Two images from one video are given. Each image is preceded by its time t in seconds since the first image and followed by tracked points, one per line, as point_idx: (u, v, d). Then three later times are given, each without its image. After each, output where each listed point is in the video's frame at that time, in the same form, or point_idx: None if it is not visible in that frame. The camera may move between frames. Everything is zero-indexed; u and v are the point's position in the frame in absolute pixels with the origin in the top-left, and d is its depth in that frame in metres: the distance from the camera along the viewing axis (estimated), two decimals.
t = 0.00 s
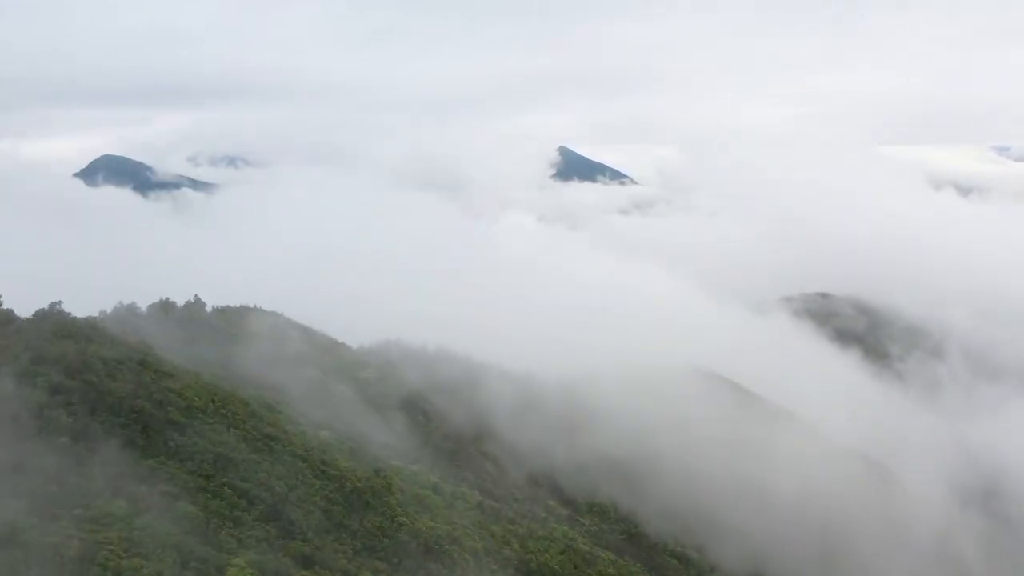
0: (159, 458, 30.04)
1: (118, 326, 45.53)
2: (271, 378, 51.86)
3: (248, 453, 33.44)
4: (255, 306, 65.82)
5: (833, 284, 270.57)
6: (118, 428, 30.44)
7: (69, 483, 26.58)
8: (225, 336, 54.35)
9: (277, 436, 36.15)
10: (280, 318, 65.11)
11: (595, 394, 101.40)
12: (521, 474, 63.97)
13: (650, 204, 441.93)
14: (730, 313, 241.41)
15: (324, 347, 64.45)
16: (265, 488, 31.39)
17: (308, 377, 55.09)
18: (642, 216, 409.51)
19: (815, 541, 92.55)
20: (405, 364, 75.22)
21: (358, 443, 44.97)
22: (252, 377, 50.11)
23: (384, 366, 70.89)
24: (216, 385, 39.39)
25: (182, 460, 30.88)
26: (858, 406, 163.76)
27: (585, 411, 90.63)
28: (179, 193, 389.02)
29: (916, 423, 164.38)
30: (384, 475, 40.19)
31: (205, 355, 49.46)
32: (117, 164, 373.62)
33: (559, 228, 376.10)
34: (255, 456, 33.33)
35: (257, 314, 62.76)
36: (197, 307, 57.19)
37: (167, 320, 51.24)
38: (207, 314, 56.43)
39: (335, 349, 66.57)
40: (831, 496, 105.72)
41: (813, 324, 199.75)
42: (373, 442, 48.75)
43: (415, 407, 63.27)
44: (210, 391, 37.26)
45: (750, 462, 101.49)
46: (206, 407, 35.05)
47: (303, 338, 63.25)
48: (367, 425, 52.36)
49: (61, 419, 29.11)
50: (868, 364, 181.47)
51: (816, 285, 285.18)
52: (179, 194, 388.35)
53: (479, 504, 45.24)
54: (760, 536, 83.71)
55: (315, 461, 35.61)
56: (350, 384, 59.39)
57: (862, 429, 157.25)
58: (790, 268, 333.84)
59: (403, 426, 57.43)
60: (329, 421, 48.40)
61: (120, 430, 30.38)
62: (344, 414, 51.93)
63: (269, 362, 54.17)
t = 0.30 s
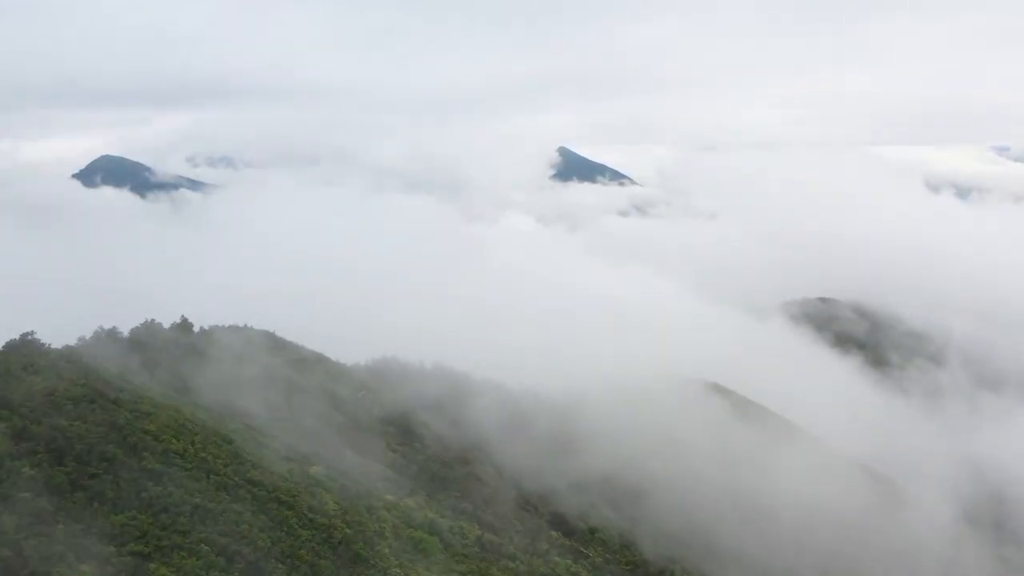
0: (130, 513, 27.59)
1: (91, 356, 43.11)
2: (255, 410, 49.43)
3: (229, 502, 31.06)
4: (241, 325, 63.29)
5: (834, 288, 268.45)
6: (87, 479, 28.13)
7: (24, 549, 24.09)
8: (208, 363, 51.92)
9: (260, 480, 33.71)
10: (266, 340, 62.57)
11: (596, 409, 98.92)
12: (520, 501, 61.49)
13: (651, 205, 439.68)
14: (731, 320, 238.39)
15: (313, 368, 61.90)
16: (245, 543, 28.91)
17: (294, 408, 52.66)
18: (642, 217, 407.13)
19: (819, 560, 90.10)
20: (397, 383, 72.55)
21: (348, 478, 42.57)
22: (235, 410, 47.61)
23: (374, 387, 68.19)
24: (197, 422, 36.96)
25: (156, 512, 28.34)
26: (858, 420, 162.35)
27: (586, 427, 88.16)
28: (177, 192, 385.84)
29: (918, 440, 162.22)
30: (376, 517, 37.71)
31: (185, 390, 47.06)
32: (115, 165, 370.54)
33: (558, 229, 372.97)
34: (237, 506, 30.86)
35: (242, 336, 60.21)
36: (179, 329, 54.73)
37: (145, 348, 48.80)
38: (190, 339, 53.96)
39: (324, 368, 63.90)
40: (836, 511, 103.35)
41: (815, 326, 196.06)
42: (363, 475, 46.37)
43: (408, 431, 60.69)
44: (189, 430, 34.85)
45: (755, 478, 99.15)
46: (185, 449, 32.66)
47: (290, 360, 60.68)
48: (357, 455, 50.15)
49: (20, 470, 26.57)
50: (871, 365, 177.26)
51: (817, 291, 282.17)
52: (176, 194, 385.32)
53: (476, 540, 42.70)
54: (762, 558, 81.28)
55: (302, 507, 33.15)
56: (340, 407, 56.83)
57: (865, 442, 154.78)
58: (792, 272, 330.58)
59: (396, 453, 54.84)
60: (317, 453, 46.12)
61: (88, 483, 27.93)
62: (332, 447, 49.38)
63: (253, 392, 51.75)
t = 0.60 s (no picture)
0: None
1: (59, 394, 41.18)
2: (239, 445, 47.52)
3: (206, 560, 28.88)
4: (223, 350, 61.76)
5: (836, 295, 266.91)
6: (51, 539, 26.11)
7: None
8: (186, 398, 49.90)
9: (242, 532, 31.48)
10: (249, 365, 60.90)
11: (594, 424, 97.07)
12: (518, 532, 59.31)
13: (651, 206, 437.64)
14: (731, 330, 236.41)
15: (297, 394, 60.03)
16: None
17: (280, 439, 50.63)
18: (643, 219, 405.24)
19: None
20: (389, 406, 70.74)
21: (336, 518, 40.47)
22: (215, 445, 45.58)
23: (365, 410, 66.31)
24: (172, 464, 34.89)
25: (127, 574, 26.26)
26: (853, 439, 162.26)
27: (584, 445, 86.29)
28: (176, 192, 384.84)
29: (919, 450, 159.58)
30: (368, 564, 35.50)
31: (167, 423, 45.27)
32: (114, 165, 369.57)
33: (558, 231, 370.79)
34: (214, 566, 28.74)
35: (223, 364, 58.61)
36: (156, 358, 53.01)
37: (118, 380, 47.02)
38: (167, 369, 52.25)
39: (312, 393, 62.23)
40: (839, 528, 101.31)
41: (814, 332, 194.21)
42: (353, 513, 44.36)
43: (400, 457, 58.64)
44: (167, 475, 32.82)
45: (757, 495, 97.11)
46: (161, 498, 30.56)
47: (275, 387, 58.96)
48: (346, 491, 48.36)
49: None
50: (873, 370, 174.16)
51: (819, 297, 279.95)
52: (175, 194, 383.75)
53: None
54: None
55: (286, 563, 30.99)
56: (329, 435, 54.87)
57: (867, 458, 152.70)
58: (793, 278, 328.15)
59: (389, 483, 52.67)
60: (304, 488, 44.28)
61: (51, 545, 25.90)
62: (319, 484, 47.32)
63: (233, 426, 49.77)
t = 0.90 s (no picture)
0: None
1: (43, 423, 41.49)
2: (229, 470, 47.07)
3: None
4: (216, 368, 61.14)
5: (837, 299, 264.51)
6: None
7: None
8: (179, 417, 49.95)
9: None
10: (237, 385, 59.91)
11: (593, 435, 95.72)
12: (512, 560, 57.09)
13: (651, 206, 435.32)
14: (729, 336, 235.01)
15: (289, 415, 59.45)
16: None
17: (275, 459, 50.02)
18: (642, 220, 402.94)
19: None
20: (381, 427, 69.23)
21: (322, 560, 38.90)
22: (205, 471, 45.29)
23: (355, 430, 64.93)
24: (149, 506, 35.00)
25: None
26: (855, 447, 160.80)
27: (582, 456, 84.22)
28: (173, 193, 383.30)
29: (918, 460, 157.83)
30: None
31: (158, 454, 44.98)
32: (111, 166, 367.88)
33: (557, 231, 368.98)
34: None
35: (215, 384, 57.98)
36: (150, 377, 53.18)
37: (109, 403, 47.09)
38: (160, 389, 52.26)
39: (301, 415, 60.87)
40: (840, 545, 99.21)
41: (813, 338, 192.05)
42: (338, 552, 42.65)
43: (391, 481, 56.77)
44: (142, 524, 32.81)
45: (761, 508, 95.15)
46: (130, 554, 30.59)
47: (269, 407, 58.40)
48: (336, 522, 46.36)
49: None
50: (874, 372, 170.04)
51: (820, 299, 277.88)
52: (173, 194, 381.99)
53: None
54: None
55: None
56: (320, 459, 53.76)
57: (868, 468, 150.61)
58: (793, 281, 326.06)
59: (382, 516, 51.01)
60: (290, 524, 42.98)
61: None
62: (308, 513, 45.99)
63: (228, 444, 49.37)
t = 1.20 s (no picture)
0: None
1: (9, 464, 40.38)
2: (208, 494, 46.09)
3: None
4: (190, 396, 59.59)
5: (838, 306, 262.67)
6: None
7: None
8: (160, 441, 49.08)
9: None
10: (215, 412, 58.37)
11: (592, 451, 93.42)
12: None
13: (651, 208, 433.24)
14: (730, 344, 233.47)
15: (275, 443, 57.74)
16: None
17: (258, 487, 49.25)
18: (642, 222, 400.88)
19: None
20: (370, 448, 66.86)
21: None
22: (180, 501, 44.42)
23: (339, 452, 62.86)
24: (120, 562, 33.38)
25: None
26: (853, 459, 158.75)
27: (576, 475, 81.83)
28: (173, 198, 382.68)
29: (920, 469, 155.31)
30: None
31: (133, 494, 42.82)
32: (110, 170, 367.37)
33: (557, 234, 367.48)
34: None
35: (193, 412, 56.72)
36: (127, 406, 52.22)
37: (82, 435, 46.15)
38: (139, 419, 50.75)
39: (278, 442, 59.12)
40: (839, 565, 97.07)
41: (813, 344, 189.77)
42: None
43: (378, 509, 55.04)
44: None
45: (768, 526, 92.28)
46: None
47: (249, 433, 57.28)
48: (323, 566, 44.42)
49: None
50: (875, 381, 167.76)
51: (820, 307, 276.26)
52: (173, 197, 381.98)
53: None
54: None
55: None
56: (305, 486, 52.45)
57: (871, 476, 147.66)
58: (793, 287, 324.65)
59: (372, 557, 48.75)
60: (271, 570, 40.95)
61: None
62: (292, 553, 44.06)
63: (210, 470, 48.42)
